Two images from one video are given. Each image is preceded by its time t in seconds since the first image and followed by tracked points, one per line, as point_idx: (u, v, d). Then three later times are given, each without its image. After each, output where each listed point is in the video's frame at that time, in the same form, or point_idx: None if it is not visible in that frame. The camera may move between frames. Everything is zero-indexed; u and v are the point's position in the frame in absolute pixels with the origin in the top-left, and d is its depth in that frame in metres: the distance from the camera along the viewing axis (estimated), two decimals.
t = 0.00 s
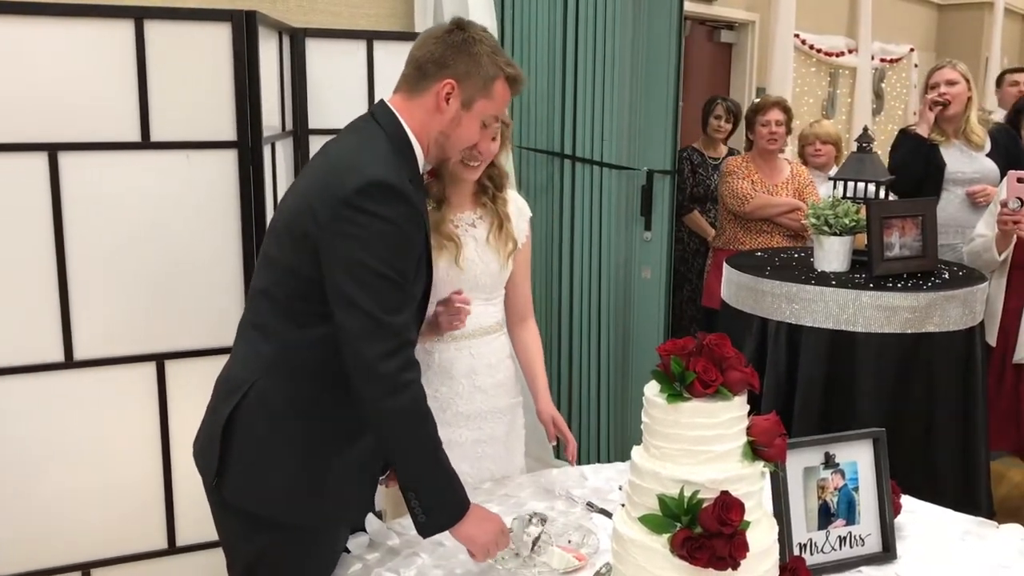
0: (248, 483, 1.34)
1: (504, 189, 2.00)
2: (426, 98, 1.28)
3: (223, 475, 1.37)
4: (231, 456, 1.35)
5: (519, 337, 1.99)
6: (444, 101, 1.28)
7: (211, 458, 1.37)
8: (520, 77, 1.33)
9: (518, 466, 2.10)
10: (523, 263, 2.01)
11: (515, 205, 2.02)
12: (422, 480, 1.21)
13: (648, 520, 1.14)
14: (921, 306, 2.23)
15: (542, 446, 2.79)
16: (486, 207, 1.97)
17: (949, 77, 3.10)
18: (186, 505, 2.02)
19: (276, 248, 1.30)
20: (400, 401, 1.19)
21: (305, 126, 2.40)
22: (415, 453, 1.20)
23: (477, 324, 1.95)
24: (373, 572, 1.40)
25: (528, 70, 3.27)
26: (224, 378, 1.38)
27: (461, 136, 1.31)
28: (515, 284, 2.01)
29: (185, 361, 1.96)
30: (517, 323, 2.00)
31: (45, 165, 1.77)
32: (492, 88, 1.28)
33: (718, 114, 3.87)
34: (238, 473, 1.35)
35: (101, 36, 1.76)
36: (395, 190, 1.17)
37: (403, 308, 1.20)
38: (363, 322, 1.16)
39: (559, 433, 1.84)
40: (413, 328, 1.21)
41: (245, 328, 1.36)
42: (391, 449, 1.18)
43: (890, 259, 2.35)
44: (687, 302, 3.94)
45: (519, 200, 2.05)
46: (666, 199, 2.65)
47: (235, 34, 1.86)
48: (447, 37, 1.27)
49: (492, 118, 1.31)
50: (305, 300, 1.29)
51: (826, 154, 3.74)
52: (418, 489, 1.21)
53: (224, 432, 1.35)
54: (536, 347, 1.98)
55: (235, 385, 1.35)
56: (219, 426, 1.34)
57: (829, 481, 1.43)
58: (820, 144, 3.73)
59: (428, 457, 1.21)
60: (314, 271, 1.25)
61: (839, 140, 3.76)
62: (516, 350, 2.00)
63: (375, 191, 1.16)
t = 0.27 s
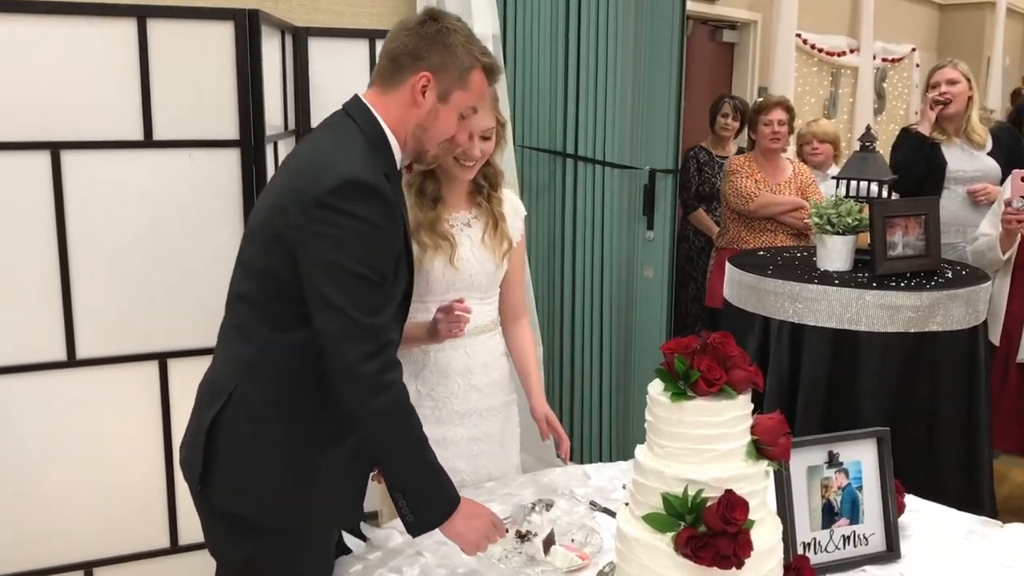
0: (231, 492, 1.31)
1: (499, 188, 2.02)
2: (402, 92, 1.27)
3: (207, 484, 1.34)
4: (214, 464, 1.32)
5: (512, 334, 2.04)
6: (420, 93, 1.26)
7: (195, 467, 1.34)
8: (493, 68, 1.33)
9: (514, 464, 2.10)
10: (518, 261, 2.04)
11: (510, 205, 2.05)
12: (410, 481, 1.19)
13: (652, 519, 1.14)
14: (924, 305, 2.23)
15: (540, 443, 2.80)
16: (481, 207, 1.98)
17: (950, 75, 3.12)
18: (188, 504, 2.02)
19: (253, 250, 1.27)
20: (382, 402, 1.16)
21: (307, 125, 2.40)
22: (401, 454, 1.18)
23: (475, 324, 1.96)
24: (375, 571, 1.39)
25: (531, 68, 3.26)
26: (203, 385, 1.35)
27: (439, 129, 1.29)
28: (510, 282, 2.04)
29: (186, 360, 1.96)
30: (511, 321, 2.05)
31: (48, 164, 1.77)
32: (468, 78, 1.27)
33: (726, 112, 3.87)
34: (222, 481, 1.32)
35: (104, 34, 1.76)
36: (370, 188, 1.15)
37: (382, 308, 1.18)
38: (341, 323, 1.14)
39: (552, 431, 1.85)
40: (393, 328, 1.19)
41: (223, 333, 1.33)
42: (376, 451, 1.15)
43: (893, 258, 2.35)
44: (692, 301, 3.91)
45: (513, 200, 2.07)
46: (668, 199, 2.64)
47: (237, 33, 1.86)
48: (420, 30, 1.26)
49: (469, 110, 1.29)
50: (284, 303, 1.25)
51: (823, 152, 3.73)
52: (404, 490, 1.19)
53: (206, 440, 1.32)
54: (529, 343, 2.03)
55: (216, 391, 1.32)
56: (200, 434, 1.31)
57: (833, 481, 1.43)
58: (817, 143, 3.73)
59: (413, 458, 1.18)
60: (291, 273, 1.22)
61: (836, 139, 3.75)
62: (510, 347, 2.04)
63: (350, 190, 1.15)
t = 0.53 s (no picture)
0: (212, 504, 1.28)
1: (500, 183, 2.02)
2: (381, 92, 1.25)
3: (187, 494, 1.31)
4: (195, 476, 1.29)
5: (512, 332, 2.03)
6: (399, 94, 1.25)
7: (173, 478, 1.31)
8: (476, 63, 1.30)
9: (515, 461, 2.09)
10: (518, 258, 2.04)
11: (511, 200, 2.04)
12: (410, 490, 1.19)
13: (652, 515, 1.13)
14: (927, 301, 2.21)
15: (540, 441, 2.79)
16: (481, 202, 1.98)
17: (948, 73, 3.12)
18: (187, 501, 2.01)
19: (231, 257, 1.24)
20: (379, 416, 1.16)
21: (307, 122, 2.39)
22: (399, 461, 1.18)
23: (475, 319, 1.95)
24: (373, 569, 1.38)
25: (531, 63, 3.24)
26: (179, 394, 1.32)
27: (419, 129, 1.28)
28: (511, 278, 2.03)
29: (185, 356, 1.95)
30: (512, 318, 2.04)
31: (46, 158, 1.76)
32: (448, 77, 1.25)
33: (731, 109, 3.84)
34: (203, 494, 1.29)
35: (102, 28, 1.75)
36: (357, 202, 1.12)
37: (372, 320, 1.16)
38: (332, 339, 1.12)
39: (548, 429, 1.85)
40: (384, 339, 1.18)
41: (199, 341, 1.30)
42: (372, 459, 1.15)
43: (895, 255, 2.34)
44: (695, 298, 3.90)
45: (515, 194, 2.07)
46: (670, 196, 2.63)
47: (237, 28, 1.85)
48: (399, 28, 1.24)
49: (450, 109, 1.28)
50: (267, 310, 1.23)
51: (818, 150, 3.68)
52: (405, 500, 1.19)
53: (186, 451, 1.29)
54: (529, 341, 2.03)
55: (195, 401, 1.28)
56: (180, 446, 1.28)
57: (835, 477, 1.42)
58: (812, 140, 3.69)
59: (411, 466, 1.18)
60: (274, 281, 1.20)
61: (833, 135, 3.71)
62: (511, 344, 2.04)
63: (336, 205, 1.11)
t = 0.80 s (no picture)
0: (196, 510, 1.29)
1: (515, 183, 2.01)
2: (378, 109, 1.26)
3: (168, 498, 1.31)
4: (177, 482, 1.29)
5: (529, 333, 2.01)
6: (396, 112, 1.26)
7: (154, 482, 1.31)
8: (475, 77, 1.31)
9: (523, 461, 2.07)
10: (535, 258, 2.02)
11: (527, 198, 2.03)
12: (411, 499, 1.20)
13: (644, 514, 1.13)
14: (925, 301, 2.22)
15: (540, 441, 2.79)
16: (495, 201, 1.98)
17: (942, 73, 3.12)
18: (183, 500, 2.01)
19: (219, 265, 1.24)
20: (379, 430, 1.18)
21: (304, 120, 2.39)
22: (399, 471, 1.19)
23: (487, 317, 1.95)
24: (366, 569, 1.38)
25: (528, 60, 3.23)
26: (158, 398, 1.31)
27: (414, 145, 1.30)
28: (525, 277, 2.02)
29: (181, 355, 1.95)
30: (530, 318, 2.02)
31: (41, 157, 1.76)
32: (447, 96, 1.26)
33: (733, 108, 3.84)
34: (186, 499, 1.29)
35: (98, 27, 1.75)
36: (358, 225, 1.12)
37: (374, 336, 1.17)
38: (332, 359, 1.14)
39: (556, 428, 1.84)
40: (384, 354, 1.19)
41: (183, 347, 1.29)
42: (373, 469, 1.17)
43: (894, 255, 2.33)
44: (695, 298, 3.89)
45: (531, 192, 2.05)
46: (669, 195, 2.63)
47: (233, 26, 1.85)
48: (397, 44, 1.24)
49: (448, 125, 1.29)
50: (258, 321, 1.23)
51: (809, 149, 3.67)
52: (409, 507, 1.21)
53: (169, 458, 1.29)
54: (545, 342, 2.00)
55: (181, 407, 1.28)
56: (164, 452, 1.28)
57: (830, 477, 1.41)
58: (804, 139, 3.66)
59: (411, 478, 1.20)
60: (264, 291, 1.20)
61: (824, 134, 3.69)
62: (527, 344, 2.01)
63: (337, 229, 1.11)
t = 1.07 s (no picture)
0: (195, 508, 1.28)
1: (557, 190, 1.93)
2: (391, 117, 1.25)
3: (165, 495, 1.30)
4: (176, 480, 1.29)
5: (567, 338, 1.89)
6: (408, 121, 1.25)
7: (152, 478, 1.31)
8: (486, 87, 1.31)
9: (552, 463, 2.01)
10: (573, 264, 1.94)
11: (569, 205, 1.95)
12: (415, 505, 1.18)
13: (643, 512, 1.13)
14: (928, 301, 2.20)
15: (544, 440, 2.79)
16: (533, 209, 1.91)
17: (943, 74, 3.11)
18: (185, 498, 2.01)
19: (226, 264, 1.23)
20: (386, 436, 1.17)
21: (307, 119, 2.40)
22: (404, 476, 1.18)
23: (515, 321, 1.89)
24: (366, 567, 1.38)
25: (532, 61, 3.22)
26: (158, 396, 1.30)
27: (426, 154, 1.29)
28: (565, 284, 1.93)
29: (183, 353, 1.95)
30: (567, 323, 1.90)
31: (44, 155, 1.76)
32: (459, 105, 1.25)
33: (736, 107, 3.85)
34: (185, 497, 1.29)
35: (100, 26, 1.75)
36: (370, 231, 1.11)
37: (381, 342, 1.17)
38: (341, 364, 1.13)
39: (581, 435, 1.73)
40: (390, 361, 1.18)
41: (185, 345, 1.29)
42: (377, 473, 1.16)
43: (897, 254, 2.33)
44: (698, 297, 3.89)
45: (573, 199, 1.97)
46: (673, 196, 2.64)
47: (235, 25, 1.85)
48: (409, 52, 1.24)
49: (459, 135, 1.29)
50: (262, 322, 1.22)
51: (807, 149, 3.68)
52: (412, 511, 1.18)
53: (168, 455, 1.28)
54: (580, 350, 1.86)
55: (181, 406, 1.27)
56: (162, 450, 1.27)
57: (831, 476, 1.41)
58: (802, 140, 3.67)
59: (419, 485, 1.19)
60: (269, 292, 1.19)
61: (822, 134, 3.70)
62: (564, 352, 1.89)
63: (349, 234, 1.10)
